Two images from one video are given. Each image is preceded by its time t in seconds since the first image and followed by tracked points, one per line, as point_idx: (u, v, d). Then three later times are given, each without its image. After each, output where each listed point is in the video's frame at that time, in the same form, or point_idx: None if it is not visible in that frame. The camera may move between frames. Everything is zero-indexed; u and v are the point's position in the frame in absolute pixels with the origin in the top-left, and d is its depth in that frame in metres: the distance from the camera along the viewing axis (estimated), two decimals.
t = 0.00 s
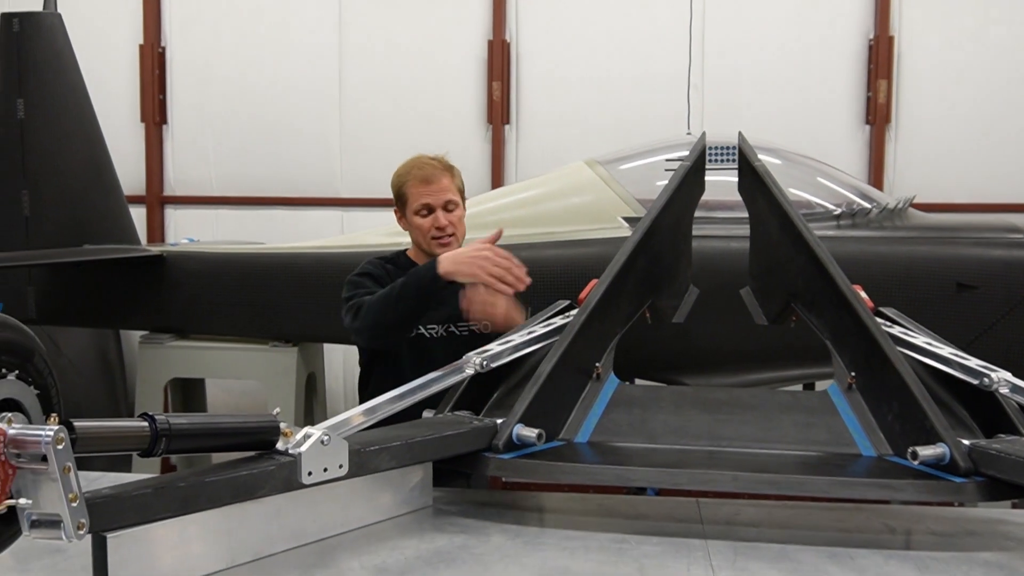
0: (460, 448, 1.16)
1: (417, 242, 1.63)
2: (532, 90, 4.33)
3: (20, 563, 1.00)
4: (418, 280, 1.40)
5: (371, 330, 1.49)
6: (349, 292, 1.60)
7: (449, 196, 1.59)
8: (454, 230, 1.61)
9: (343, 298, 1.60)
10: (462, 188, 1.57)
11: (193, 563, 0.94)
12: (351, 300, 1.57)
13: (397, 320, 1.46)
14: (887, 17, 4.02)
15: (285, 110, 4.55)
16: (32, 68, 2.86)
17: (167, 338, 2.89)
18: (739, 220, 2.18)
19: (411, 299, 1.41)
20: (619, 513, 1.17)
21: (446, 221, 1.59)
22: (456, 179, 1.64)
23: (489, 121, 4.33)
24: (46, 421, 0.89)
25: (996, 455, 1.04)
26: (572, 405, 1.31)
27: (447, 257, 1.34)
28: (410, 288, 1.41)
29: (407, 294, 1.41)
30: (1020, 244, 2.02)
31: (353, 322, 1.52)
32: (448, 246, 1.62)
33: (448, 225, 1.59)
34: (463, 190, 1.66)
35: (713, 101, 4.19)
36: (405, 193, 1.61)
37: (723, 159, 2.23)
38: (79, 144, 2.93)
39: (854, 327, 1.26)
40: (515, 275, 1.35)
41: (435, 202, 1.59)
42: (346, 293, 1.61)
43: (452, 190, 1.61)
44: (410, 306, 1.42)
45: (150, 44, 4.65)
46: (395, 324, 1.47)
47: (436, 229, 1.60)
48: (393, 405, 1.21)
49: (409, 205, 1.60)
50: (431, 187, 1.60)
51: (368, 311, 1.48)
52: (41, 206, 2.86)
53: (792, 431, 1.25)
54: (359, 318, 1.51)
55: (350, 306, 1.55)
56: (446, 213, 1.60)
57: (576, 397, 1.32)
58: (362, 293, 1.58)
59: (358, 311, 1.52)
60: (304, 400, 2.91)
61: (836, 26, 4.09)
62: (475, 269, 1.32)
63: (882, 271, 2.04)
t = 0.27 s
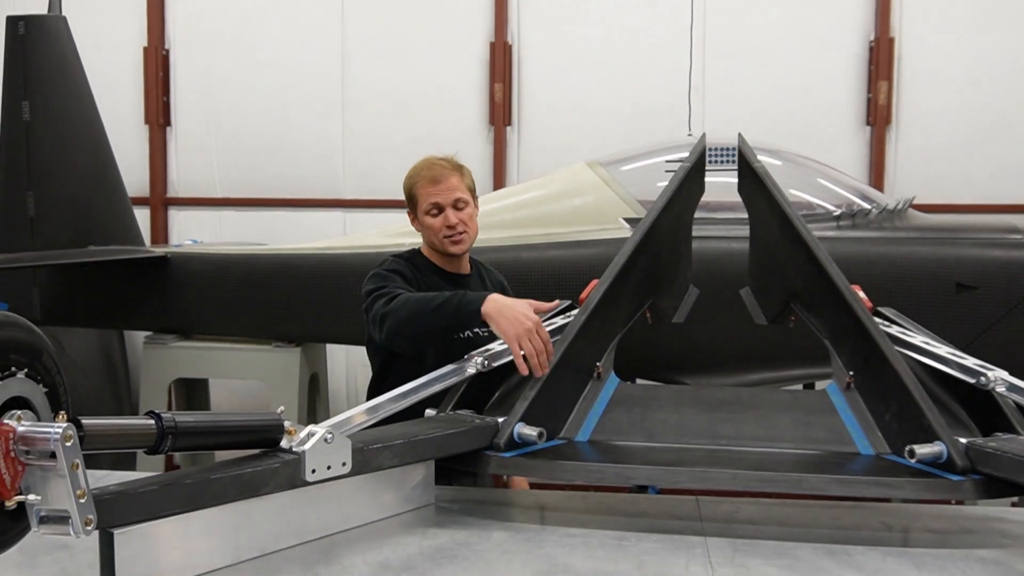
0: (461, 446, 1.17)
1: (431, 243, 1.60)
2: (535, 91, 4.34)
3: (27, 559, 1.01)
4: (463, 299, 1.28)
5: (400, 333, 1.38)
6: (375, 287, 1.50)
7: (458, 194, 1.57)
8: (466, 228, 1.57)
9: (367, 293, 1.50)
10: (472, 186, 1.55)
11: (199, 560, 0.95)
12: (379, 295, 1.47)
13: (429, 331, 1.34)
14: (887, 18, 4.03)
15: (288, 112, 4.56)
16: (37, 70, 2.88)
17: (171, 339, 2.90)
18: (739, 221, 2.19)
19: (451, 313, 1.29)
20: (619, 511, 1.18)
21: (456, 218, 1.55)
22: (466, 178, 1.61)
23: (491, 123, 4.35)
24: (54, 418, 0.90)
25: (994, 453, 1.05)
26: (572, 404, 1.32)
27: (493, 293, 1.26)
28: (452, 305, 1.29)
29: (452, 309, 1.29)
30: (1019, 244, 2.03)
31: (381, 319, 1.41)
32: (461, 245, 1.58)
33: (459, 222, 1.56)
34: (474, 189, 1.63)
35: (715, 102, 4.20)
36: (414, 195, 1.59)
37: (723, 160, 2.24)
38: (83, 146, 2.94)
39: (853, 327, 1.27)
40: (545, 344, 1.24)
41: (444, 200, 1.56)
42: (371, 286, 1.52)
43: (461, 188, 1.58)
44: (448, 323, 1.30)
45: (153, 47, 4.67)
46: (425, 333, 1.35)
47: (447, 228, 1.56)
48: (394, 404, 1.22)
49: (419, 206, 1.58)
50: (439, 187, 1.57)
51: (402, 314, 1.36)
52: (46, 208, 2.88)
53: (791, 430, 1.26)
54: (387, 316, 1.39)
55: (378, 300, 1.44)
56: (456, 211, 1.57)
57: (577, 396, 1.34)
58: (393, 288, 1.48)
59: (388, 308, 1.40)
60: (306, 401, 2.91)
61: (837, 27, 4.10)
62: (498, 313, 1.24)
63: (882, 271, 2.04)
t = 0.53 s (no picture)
0: (463, 446, 1.19)
1: (432, 246, 1.61)
2: (535, 95, 4.36)
3: (36, 557, 1.02)
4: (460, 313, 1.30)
5: (395, 341, 1.40)
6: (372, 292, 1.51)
7: (463, 198, 1.57)
8: (468, 233, 1.58)
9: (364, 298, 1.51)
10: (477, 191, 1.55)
11: (206, 558, 0.97)
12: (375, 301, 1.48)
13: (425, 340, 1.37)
14: (885, 24, 4.05)
15: (290, 115, 4.58)
16: (41, 75, 2.89)
17: (173, 340, 2.92)
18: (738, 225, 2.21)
19: (448, 326, 1.31)
20: (619, 511, 1.20)
21: (459, 223, 1.56)
22: (471, 181, 1.61)
23: (492, 127, 4.37)
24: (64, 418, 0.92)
25: (989, 455, 1.06)
26: (573, 405, 1.33)
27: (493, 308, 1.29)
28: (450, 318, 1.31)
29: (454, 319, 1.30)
30: (1015, 248, 2.05)
31: (376, 326, 1.42)
32: (462, 249, 1.59)
33: (462, 227, 1.56)
34: (478, 192, 1.63)
35: (714, 106, 4.22)
36: (418, 197, 1.59)
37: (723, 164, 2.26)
38: (87, 150, 2.96)
39: (850, 329, 1.28)
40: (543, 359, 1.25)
41: (448, 205, 1.56)
42: (367, 291, 1.53)
43: (465, 192, 1.57)
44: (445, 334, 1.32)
45: (156, 50, 4.70)
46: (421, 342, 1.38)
47: (449, 232, 1.57)
48: (397, 406, 1.23)
49: (423, 208, 1.58)
50: (444, 190, 1.57)
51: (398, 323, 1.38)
52: (51, 211, 2.90)
53: (789, 431, 1.27)
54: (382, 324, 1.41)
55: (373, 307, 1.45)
56: (459, 216, 1.57)
57: (577, 397, 1.35)
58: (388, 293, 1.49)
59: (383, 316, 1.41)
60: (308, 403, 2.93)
61: (835, 32, 4.12)
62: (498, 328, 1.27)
63: (880, 275, 2.06)
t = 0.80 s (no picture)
0: (466, 448, 1.20)
1: (429, 252, 1.62)
2: (537, 100, 4.38)
3: (46, 557, 1.04)
4: (465, 320, 1.34)
5: (389, 346, 1.41)
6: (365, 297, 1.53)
7: (461, 206, 1.58)
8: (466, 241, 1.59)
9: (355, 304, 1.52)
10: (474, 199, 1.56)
11: (213, 557, 0.98)
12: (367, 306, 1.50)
13: (422, 347, 1.39)
14: (885, 28, 4.07)
15: (292, 119, 4.61)
16: (46, 79, 2.91)
17: (177, 344, 2.94)
18: (738, 229, 2.22)
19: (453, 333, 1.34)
20: (620, 513, 1.21)
21: (457, 231, 1.57)
22: (468, 187, 1.62)
23: (493, 131, 4.39)
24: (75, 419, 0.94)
25: (984, 456, 1.07)
26: (574, 408, 1.35)
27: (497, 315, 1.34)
28: (454, 324, 1.34)
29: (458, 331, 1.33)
30: (1014, 252, 2.06)
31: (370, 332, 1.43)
32: (459, 256, 1.61)
33: (460, 235, 1.58)
34: (476, 198, 1.64)
35: (715, 111, 4.24)
36: (417, 203, 1.60)
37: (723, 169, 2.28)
38: (92, 154, 2.98)
39: (849, 333, 1.30)
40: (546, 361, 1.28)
41: (447, 212, 1.57)
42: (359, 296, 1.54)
43: (464, 199, 1.59)
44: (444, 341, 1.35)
45: (159, 55, 4.72)
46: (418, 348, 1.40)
47: (447, 240, 1.58)
48: (400, 408, 1.24)
49: (421, 214, 1.59)
50: (443, 197, 1.58)
51: (393, 330, 1.40)
52: (56, 215, 2.92)
53: (788, 433, 1.28)
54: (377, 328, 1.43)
55: (367, 311, 1.47)
56: (457, 223, 1.58)
57: (579, 400, 1.36)
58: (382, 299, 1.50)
59: (379, 321, 1.44)
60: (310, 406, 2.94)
61: (836, 37, 4.14)
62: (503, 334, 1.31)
63: (879, 278, 2.08)
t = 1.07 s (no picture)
0: (469, 447, 1.21)
1: (425, 254, 1.63)
2: (537, 103, 4.40)
3: (53, 554, 1.05)
4: (448, 311, 1.32)
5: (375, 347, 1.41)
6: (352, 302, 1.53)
7: (462, 214, 1.58)
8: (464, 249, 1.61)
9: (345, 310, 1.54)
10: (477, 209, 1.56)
11: (219, 555, 0.99)
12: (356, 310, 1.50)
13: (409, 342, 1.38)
14: (884, 32, 4.09)
15: (294, 123, 4.62)
16: (50, 83, 2.92)
17: (180, 346, 2.95)
18: (738, 231, 2.24)
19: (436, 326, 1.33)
20: (621, 511, 1.22)
21: (457, 240, 1.58)
22: (470, 193, 1.62)
23: (494, 135, 4.41)
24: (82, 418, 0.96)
25: (982, 454, 1.08)
26: (575, 408, 1.36)
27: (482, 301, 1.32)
28: (437, 317, 1.33)
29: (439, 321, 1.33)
30: (1012, 253, 2.08)
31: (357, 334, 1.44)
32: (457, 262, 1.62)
33: (460, 244, 1.59)
34: (476, 203, 1.64)
35: (715, 114, 4.26)
36: (418, 206, 1.59)
37: (723, 171, 2.30)
38: (95, 157, 3.00)
39: (847, 333, 1.31)
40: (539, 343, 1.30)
41: (448, 220, 1.57)
42: (351, 301, 1.56)
43: (466, 208, 1.59)
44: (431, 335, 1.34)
45: (161, 59, 4.74)
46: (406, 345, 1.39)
47: (446, 247, 1.59)
48: (402, 409, 1.25)
49: (422, 219, 1.59)
50: (445, 205, 1.58)
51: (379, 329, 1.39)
52: (59, 218, 2.94)
53: (788, 433, 1.30)
54: (363, 331, 1.42)
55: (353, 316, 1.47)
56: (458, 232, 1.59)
57: (579, 401, 1.37)
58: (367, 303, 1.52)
59: (365, 323, 1.43)
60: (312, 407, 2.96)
61: (834, 41, 4.16)
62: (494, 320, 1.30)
63: (878, 280, 2.09)
